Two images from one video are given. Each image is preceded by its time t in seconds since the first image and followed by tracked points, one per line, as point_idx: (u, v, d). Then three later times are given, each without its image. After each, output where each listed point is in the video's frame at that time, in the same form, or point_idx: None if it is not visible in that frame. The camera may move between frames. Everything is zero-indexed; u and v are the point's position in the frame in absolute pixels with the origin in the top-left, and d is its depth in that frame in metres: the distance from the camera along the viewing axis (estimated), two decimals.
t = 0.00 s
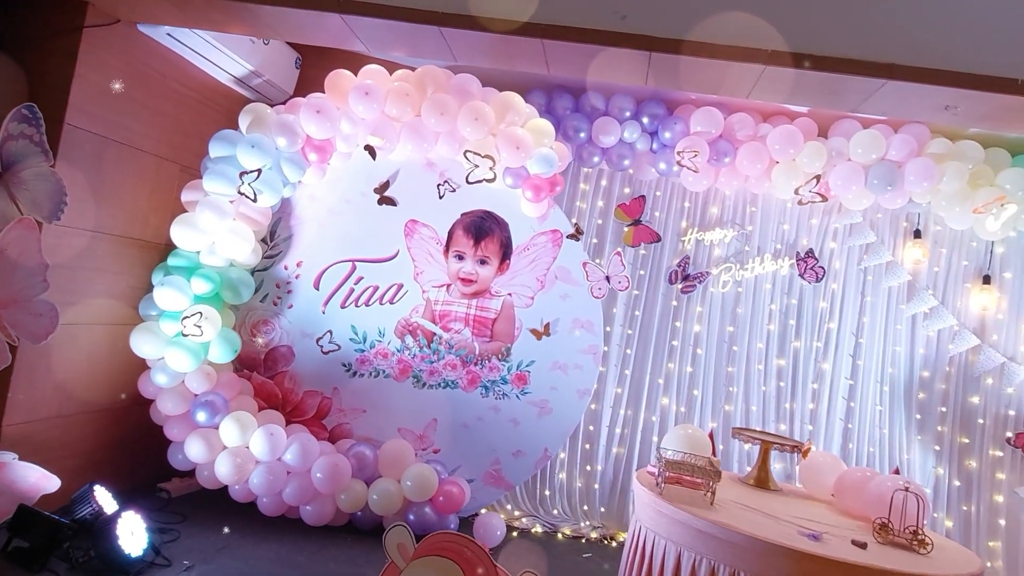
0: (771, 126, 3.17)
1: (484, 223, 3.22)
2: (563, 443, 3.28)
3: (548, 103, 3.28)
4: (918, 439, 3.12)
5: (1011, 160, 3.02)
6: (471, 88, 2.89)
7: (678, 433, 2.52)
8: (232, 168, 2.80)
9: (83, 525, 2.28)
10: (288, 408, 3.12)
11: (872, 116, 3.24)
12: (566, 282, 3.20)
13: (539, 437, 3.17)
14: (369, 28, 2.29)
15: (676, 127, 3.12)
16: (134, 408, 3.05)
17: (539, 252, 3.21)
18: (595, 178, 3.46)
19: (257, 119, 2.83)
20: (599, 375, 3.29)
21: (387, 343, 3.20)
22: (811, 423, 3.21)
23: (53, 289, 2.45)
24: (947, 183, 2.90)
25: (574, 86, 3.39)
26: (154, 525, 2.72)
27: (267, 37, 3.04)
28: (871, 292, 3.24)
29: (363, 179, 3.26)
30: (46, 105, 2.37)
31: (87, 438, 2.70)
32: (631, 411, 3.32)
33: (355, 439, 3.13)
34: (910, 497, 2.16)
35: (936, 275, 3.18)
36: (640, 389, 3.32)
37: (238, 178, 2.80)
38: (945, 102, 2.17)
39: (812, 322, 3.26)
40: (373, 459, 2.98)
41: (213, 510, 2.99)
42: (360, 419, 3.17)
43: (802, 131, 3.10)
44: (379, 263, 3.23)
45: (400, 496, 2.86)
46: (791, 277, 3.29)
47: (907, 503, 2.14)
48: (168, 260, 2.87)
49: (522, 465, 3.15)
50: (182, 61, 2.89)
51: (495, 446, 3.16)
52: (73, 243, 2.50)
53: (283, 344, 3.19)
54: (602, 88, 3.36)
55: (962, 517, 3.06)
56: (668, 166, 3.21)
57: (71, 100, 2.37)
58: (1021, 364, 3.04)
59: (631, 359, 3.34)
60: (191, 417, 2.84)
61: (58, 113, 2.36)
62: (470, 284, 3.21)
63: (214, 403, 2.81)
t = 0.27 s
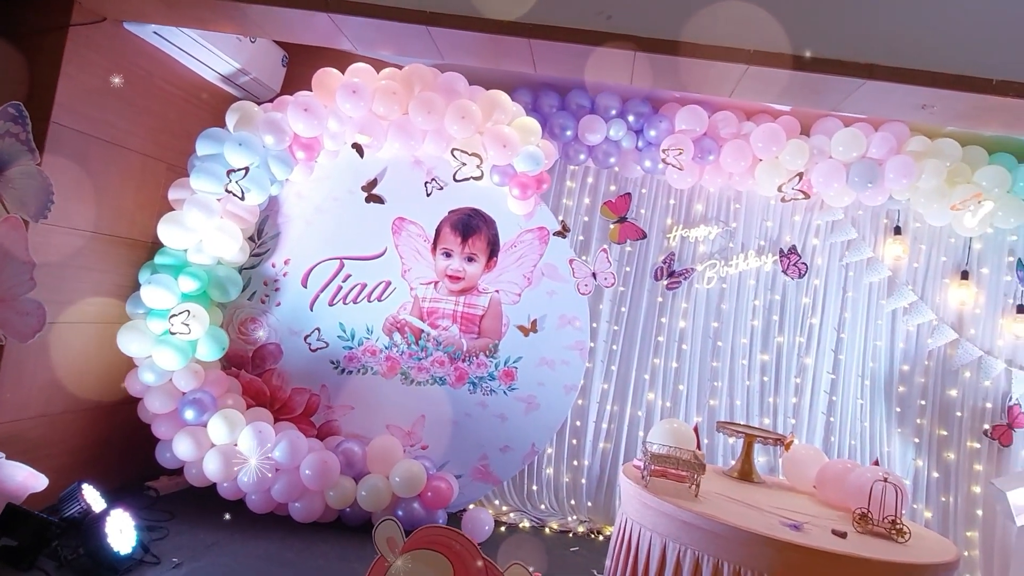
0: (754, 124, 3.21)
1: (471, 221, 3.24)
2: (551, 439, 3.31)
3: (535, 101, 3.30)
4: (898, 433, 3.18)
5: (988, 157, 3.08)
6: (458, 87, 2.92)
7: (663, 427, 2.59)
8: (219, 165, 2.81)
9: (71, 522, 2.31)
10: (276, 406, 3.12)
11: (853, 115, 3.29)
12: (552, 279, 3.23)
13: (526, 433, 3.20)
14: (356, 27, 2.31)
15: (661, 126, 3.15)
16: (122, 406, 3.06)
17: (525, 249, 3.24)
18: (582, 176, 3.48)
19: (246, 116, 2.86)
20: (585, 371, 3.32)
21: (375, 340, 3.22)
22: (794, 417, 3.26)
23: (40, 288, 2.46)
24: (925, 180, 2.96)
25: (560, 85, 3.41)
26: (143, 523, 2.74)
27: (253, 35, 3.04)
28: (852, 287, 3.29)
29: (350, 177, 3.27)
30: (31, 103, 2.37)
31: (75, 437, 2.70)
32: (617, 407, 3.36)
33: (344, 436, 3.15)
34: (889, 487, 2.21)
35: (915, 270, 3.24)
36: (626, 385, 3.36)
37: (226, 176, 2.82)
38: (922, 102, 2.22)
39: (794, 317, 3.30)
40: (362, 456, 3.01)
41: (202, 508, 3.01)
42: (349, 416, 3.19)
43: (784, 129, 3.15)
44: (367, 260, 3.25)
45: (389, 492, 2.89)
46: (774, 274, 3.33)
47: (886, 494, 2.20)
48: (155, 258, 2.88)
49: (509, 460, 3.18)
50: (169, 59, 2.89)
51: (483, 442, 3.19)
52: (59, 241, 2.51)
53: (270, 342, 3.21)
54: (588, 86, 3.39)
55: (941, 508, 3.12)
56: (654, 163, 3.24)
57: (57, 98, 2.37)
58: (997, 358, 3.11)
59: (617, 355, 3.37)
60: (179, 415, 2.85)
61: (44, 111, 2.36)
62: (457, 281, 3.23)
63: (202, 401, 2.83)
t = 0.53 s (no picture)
0: (738, 121, 3.25)
1: (458, 215, 3.26)
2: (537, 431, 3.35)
3: (521, 97, 3.32)
4: (877, 424, 3.24)
5: (965, 154, 3.14)
6: (445, 82, 2.94)
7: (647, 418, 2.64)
8: (207, 159, 2.84)
9: (59, 514, 2.35)
10: (263, 399, 3.14)
11: (834, 111, 3.34)
12: (538, 272, 3.27)
13: (512, 425, 3.24)
14: (345, 22, 2.33)
15: (646, 121, 3.19)
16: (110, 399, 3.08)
17: (512, 243, 3.27)
18: (568, 171, 3.51)
19: (233, 110, 2.88)
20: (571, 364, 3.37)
21: (363, 334, 3.25)
22: (776, 409, 3.31)
23: (28, 281, 2.47)
24: (904, 176, 3.01)
25: (547, 80, 3.44)
26: (131, 515, 2.77)
27: (240, 29, 3.05)
28: (833, 281, 3.34)
29: (337, 172, 3.29)
30: (17, 95, 2.38)
31: (63, 429, 2.72)
32: (602, 399, 3.40)
33: (332, 428, 3.19)
34: (865, 474, 2.28)
35: (894, 265, 3.30)
36: (611, 377, 3.40)
37: (213, 169, 2.85)
38: (898, 98, 2.27)
39: (776, 310, 3.35)
40: (350, 448, 3.04)
41: (190, 500, 3.04)
42: (336, 408, 3.21)
43: (767, 125, 3.19)
44: (354, 254, 3.27)
45: (377, 483, 2.93)
46: (757, 268, 3.38)
47: (862, 481, 2.26)
48: (142, 251, 2.89)
49: (496, 451, 3.22)
50: (156, 52, 2.90)
51: (469, 434, 3.23)
52: (47, 234, 2.52)
53: (258, 335, 3.22)
54: (574, 82, 3.41)
55: (918, 497, 3.19)
56: (639, 159, 3.28)
57: (44, 90, 2.38)
58: (973, 350, 3.18)
59: (602, 348, 3.41)
60: (167, 408, 2.87)
61: (31, 104, 2.37)
62: (444, 274, 3.26)
63: (190, 394, 2.85)
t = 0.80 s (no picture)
0: (714, 119, 3.31)
1: (439, 211, 3.30)
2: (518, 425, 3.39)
3: (503, 94, 3.36)
4: (850, 416, 3.32)
5: (935, 153, 3.21)
6: (426, 79, 2.97)
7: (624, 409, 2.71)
8: (188, 155, 2.84)
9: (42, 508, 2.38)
10: (246, 393, 3.20)
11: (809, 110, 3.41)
12: (518, 268, 3.31)
13: (493, 418, 3.29)
14: (328, 20, 2.36)
15: (625, 119, 3.23)
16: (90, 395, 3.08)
17: (493, 239, 3.32)
18: (548, 168, 3.55)
19: (214, 106, 2.88)
20: (551, 358, 3.42)
21: (345, 329, 3.28)
22: (752, 402, 3.37)
23: (8, 276, 2.48)
24: (876, 174, 3.08)
25: (527, 78, 3.47)
26: (113, 510, 2.79)
27: (222, 25, 3.06)
28: (808, 277, 3.41)
29: (319, 168, 3.31)
30: None
31: (45, 425, 2.72)
32: (582, 393, 3.44)
33: (314, 423, 3.22)
34: (832, 462, 2.36)
35: (867, 260, 3.37)
36: (591, 371, 3.44)
37: (194, 165, 2.85)
38: (866, 98, 2.33)
39: (753, 305, 3.42)
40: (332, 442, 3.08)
41: (172, 495, 3.06)
42: (319, 403, 3.24)
43: (743, 123, 3.25)
44: (336, 250, 3.29)
45: (359, 477, 2.97)
46: (733, 264, 3.44)
47: (830, 469, 2.34)
48: (123, 246, 2.89)
49: (477, 445, 3.27)
50: (136, 48, 2.90)
51: (451, 428, 3.27)
52: (27, 230, 2.53)
53: (240, 331, 3.24)
54: (555, 80, 3.45)
55: (889, 487, 3.27)
56: (618, 156, 3.32)
57: (25, 86, 2.38)
58: (943, 344, 3.27)
59: (582, 343, 3.46)
60: (148, 403, 2.88)
61: (12, 99, 2.37)
62: (426, 270, 3.30)
63: (172, 389, 2.86)
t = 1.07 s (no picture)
0: (688, 114, 3.35)
1: (415, 204, 3.33)
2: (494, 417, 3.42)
3: (479, 89, 3.38)
4: (819, 406, 3.39)
5: (901, 149, 3.29)
6: (402, 73, 2.99)
7: (598, 400, 2.76)
8: (161, 148, 2.85)
9: (14, 502, 2.41)
10: (221, 386, 3.20)
11: (780, 107, 3.47)
12: (494, 261, 3.35)
13: (470, 411, 3.31)
14: (303, 13, 2.37)
15: (600, 114, 3.27)
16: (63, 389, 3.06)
17: (469, 232, 3.35)
18: (524, 163, 3.58)
19: (188, 98, 2.89)
20: (527, 351, 3.46)
21: (321, 322, 3.29)
22: (724, 393, 3.43)
23: None
24: (844, 169, 3.14)
25: (503, 73, 3.49)
26: (86, 504, 2.78)
27: (196, 18, 3.05)
28: (779, 270, 3.47)
29: (294, 162, 3.31)
30: None
31: (16, 419, 2.71)
32: (558, 385, 3.48)
33: (290, 416, 3.22)
34: (798, 449, 2.43)
35: (836, 254, 3.44)
36: (566, 364, 3.48)
37: (168, 157, 2.85)
38: (830, 94, 2.39)
39: (725, 298, 3.47)
40: (308, 435, 3.09)
41: (146, 490, 3.05)
42: (295, 396, 3.25)
43: (716, 119, 3.30)
44: (312, 243, 3.30)
45: (335, 469, 2.97)
46: (706, 257, 3.49)
47: (796, 456, 2.41)
48: (96, 239, 2.90)
49: (453, 437, 3.29)
50: (109, 40, 2.89)
51: (427, 420, 3.29)
52: None
53: (215, 324, 3.23)
54: (530, 75, 3.48)
55: (856, 475, 3.35)
56: (592, 151, 3.36)
57: None
58: (908, 335, 3.35)
59: (558, 336, 3.49)
60: (121, 397, 2.87)
61: None
62: (402, 263, 3.32)
63: (146, 382, 2.85)
